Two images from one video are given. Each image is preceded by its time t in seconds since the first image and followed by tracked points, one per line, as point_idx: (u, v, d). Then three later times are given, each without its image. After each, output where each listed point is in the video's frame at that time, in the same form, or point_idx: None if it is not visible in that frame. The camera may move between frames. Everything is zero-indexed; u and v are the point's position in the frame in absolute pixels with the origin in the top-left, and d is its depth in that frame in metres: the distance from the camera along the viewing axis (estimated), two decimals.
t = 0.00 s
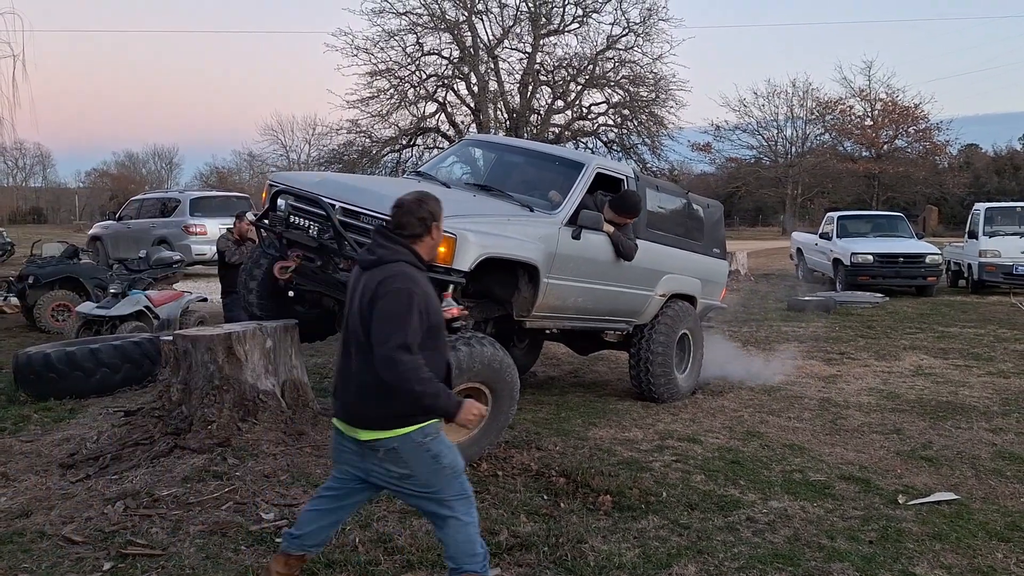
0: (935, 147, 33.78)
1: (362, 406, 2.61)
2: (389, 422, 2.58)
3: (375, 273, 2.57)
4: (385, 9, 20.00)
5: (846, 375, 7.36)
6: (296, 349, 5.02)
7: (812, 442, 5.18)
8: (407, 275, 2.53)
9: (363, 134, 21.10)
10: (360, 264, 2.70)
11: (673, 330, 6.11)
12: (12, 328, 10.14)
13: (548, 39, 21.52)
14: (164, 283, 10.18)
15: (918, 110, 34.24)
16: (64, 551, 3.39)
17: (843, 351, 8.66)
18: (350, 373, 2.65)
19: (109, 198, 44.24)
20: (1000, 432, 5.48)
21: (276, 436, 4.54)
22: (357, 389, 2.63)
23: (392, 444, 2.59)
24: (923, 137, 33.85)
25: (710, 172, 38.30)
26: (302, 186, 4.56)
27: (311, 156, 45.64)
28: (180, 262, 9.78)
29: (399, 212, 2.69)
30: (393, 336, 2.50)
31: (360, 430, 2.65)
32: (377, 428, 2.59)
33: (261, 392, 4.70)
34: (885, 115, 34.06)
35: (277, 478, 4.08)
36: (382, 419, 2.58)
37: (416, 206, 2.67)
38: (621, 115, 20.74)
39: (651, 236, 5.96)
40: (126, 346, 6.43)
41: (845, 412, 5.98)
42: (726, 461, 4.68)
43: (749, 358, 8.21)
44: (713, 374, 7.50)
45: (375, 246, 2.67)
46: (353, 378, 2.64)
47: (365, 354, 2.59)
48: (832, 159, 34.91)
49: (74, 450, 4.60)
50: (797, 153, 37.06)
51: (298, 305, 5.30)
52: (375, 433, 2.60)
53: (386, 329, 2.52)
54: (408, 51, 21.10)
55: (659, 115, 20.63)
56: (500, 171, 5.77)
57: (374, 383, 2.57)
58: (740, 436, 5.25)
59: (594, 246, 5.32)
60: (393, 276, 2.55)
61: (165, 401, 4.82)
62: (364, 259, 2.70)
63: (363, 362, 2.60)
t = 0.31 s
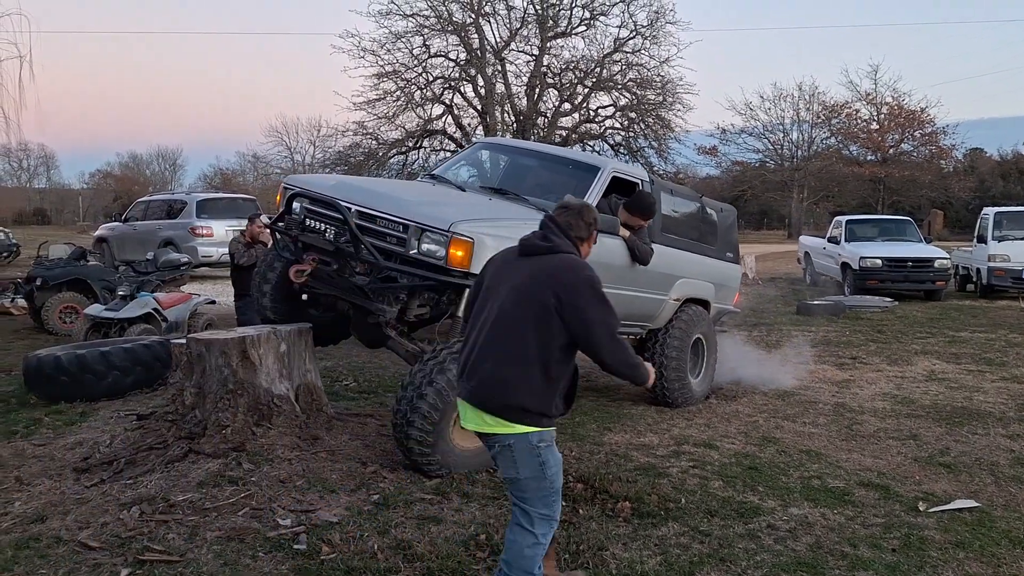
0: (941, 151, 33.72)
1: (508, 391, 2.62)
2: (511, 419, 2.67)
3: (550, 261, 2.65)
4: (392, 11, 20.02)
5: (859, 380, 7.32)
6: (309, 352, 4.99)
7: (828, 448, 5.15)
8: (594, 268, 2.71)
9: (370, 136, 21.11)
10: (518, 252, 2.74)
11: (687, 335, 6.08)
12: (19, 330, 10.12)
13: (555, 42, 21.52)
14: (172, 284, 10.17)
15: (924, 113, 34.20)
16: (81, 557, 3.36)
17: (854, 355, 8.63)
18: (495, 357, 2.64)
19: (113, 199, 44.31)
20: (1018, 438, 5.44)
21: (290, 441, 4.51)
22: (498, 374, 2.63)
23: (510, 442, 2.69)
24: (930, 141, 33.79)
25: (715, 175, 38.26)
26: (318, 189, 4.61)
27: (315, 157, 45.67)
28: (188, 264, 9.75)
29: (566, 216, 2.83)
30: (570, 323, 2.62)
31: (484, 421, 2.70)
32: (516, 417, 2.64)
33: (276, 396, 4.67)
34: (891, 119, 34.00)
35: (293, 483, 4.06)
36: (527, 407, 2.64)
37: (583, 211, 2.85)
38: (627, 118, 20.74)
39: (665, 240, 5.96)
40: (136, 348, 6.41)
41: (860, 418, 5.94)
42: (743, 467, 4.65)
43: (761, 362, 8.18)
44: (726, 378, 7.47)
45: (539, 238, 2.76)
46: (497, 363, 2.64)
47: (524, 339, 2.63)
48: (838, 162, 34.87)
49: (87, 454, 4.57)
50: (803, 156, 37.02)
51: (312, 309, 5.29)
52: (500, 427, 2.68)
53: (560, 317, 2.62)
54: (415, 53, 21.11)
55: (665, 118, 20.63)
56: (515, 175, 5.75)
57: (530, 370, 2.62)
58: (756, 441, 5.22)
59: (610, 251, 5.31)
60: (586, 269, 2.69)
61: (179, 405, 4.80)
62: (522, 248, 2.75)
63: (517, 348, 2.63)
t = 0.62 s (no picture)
0: (946, 154, 33.64)
1: (648, 409, 2.72)
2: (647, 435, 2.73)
3: (681, 286, 2.82)
4: (398, 12, 20.02)
5: (875, 384, 7.29)
6: (327, 356, 4.99)
7: (848, 453, 5.11)
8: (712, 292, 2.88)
9: (376, 138, 21.09)
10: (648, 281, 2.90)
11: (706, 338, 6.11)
12: (28, 332, 10.08)
13: (561, 44, 21.50)
14: (182, 286, 10.16)
15: (930, 116, 34.14)
16: (103, 564, 3.34)
17: (868, 359, 8.59)
18: (633, 377, 2.75)
19: (117, 201, 44.31)
20: None
21: (309, 446, 4.49)
22: (637, 392, 2.73)
23: (643, 461, 2.75)
24: (935, 144, 33.71)
25: (719, 177, 38.21)
26: (339, 193, 4.61)
27: (319, 159, 45.68)
28: (197, 267, 9.72)
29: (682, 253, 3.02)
30: (702, 345, 2.78)
31: (618, 435, 2.76)
32: (653, 433, 2.73)
33: (295, 401, 4.66)
34: (896, 121, 33.93)
35: (314, 490, 4.03)
36: (664, 426, 2.73)
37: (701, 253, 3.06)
38: (634, 120, 20.72)
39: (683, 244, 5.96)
40: (148, 352, 6.38)
41: (879, 423, 5.90)
42: (765, 473, 4.61)
43: (775, 366, 8.15)
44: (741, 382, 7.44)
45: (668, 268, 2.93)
46: (636, 382, 2.74)
47: (662, 359, 2.75)
48: (843, 165, 34.82)
49: (104, 459, 4.54)
50: (808, 158, 36.97)
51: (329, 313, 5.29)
52: (638, 445, 2.74)
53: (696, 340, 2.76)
54: (421, 55, 21.11)
55: (672, 120, 20.61)
56: (533, 179, 5.73)
57: (668, 389, 2.73)
58: (776, 447, 5.19)
59: (629, 255, 5.31)
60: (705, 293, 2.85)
61: (196, 409, 4.78)
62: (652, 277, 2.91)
63: (656, 368, 2.74)
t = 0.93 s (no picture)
0: (949, 153, 33.56)
1: (756, 391, 2.76)
2: (773, 415, 2.77)
3: (783, 291, 2.96)
4: (403, 11, 19.98)
5: (885, 385, 7.27)
6: (340, 357, 4.98)
7: (863, 456, 5.09)
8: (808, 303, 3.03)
9: (380, 137, 21.06)
10: (744, 283, 3.04)
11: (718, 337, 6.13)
12: (34, 331, 10.06)
13: (565, 43, 21.47)
14: (189, 285, 10.14)
15: (933, 116, 34.07)
16: (120, 567, 3.32)
17: (877, 360, 8.57)
18: (741, 363, 2.81)
19: (118, 199, 44.29)
20: None
21: (323, 448, 4.47)
22: (743, 374, 2.79)
23: (772, 444, 2.78)
24: (938, 143, 33.62)
25: (722, 176, 38.15)
26: (354, 194, 4.61)
27: (321, 157, 45.63)
28: (204, 266, 9.69)
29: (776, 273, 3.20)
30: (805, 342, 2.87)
31: (737, 424, 2.77)
32: (760, 412, 2.75)
33: (308, 402, 4.66)
34: (899, 121, 33.81)
35: (329, 492, 4.01)
36: (772, 408, 2.77)
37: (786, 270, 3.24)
38: (638, 119, 20.68)
39: (695, 245, 5.94)
40: (158, 352, 6.36)
41: (891, 425, 5.88)
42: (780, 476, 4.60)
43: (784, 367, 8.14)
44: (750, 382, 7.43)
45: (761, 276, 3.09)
46: (741, 366, 2.80)
47: (765, 347, 2.83)
48: (846, 164, 34.77)
49: (117, 461, 4.52)
50: (811, 157, 36.91)
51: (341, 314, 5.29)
52: (749, 426, 2.76)
53: (796, 332, 2.86)
54: (425, 54, 21.07)
55: (676, 119, 20.57)
56: (545, 179, 5.71)
57: (774, 374, 2.79)
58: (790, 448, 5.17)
59: (643, 255, 5.29)
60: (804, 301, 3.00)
61: (209, 411, 4.76)
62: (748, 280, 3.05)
63: (761, 355, 2.82)
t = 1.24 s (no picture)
0: (949, 154, 33.43)
1: (881, 394, 2.92)
2: (895, 425, 2.91)
3: (882, 290, 3.11)
4: (404, 10, 19.93)
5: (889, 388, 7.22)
6: (342, 358, 4.94)
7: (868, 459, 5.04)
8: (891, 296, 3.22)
9: (380, 135, 21.01)
10: (844, 280, 3.14)
11: (721, 337, 6.10)
12: (33, 330, 10.01)
13: (566, 42, 21.42)
14: (190, 284, 10.09)
15: (934, 116, 33.99)
16: (119, 572, 3.27)
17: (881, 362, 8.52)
18: (864, 370, 2.94)
19: (118, 197, 44.24)
20: None
21: (325, 450, 4.43)
22: (865, 378, 2.93)
23: (895, 449, 2.93)
24: (939, 144, 33.49)
25: (722, 176, 38.12)
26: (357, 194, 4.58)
27: (321, 156, 45.58)
28: (205, 265, 9.65)
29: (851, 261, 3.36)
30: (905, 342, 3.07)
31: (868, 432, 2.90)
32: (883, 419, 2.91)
33: (310, 404, 4.61)
34: (899, 122, 33.63)
35: (331, 495, 3.97)
36: (892, 411, 2.93)
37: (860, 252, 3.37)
38: (639, 118, 20.63)
39: (698, 245, 5.89)
40: (158, 351, 6.31)
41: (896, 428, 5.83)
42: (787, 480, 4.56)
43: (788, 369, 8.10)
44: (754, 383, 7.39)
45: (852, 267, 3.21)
46: (861, 370, 2.95)
47: (878, 347, 2.99)
48: (846, 165, 34.72)
49: (116, 462, 4.47)
50: (812, 156, 36.85)
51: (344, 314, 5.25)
52: (880, 433, 2.91)
53: (900, 332, 3.04)
54: (427, 52, 21.03)
55: (677, 119, 20.53)
56: (549, 178, 5.67)
57: (891, 375, 2.95)
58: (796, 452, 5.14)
59: (646, 255, 5.24)
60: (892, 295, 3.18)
61: (210, 412, 4.71)
62: (842, 274, 3.18)
63: (877, 355, 2.97)
